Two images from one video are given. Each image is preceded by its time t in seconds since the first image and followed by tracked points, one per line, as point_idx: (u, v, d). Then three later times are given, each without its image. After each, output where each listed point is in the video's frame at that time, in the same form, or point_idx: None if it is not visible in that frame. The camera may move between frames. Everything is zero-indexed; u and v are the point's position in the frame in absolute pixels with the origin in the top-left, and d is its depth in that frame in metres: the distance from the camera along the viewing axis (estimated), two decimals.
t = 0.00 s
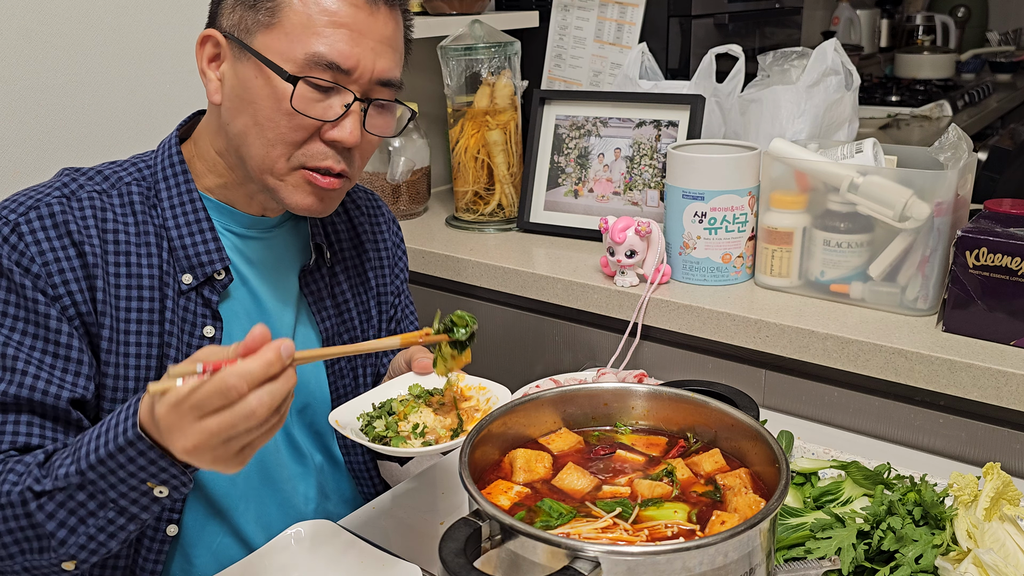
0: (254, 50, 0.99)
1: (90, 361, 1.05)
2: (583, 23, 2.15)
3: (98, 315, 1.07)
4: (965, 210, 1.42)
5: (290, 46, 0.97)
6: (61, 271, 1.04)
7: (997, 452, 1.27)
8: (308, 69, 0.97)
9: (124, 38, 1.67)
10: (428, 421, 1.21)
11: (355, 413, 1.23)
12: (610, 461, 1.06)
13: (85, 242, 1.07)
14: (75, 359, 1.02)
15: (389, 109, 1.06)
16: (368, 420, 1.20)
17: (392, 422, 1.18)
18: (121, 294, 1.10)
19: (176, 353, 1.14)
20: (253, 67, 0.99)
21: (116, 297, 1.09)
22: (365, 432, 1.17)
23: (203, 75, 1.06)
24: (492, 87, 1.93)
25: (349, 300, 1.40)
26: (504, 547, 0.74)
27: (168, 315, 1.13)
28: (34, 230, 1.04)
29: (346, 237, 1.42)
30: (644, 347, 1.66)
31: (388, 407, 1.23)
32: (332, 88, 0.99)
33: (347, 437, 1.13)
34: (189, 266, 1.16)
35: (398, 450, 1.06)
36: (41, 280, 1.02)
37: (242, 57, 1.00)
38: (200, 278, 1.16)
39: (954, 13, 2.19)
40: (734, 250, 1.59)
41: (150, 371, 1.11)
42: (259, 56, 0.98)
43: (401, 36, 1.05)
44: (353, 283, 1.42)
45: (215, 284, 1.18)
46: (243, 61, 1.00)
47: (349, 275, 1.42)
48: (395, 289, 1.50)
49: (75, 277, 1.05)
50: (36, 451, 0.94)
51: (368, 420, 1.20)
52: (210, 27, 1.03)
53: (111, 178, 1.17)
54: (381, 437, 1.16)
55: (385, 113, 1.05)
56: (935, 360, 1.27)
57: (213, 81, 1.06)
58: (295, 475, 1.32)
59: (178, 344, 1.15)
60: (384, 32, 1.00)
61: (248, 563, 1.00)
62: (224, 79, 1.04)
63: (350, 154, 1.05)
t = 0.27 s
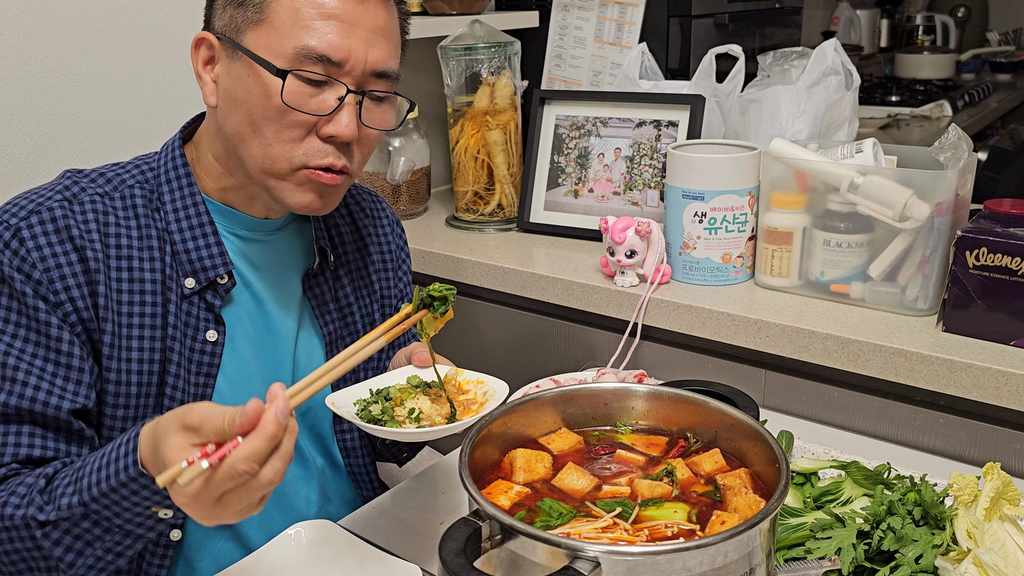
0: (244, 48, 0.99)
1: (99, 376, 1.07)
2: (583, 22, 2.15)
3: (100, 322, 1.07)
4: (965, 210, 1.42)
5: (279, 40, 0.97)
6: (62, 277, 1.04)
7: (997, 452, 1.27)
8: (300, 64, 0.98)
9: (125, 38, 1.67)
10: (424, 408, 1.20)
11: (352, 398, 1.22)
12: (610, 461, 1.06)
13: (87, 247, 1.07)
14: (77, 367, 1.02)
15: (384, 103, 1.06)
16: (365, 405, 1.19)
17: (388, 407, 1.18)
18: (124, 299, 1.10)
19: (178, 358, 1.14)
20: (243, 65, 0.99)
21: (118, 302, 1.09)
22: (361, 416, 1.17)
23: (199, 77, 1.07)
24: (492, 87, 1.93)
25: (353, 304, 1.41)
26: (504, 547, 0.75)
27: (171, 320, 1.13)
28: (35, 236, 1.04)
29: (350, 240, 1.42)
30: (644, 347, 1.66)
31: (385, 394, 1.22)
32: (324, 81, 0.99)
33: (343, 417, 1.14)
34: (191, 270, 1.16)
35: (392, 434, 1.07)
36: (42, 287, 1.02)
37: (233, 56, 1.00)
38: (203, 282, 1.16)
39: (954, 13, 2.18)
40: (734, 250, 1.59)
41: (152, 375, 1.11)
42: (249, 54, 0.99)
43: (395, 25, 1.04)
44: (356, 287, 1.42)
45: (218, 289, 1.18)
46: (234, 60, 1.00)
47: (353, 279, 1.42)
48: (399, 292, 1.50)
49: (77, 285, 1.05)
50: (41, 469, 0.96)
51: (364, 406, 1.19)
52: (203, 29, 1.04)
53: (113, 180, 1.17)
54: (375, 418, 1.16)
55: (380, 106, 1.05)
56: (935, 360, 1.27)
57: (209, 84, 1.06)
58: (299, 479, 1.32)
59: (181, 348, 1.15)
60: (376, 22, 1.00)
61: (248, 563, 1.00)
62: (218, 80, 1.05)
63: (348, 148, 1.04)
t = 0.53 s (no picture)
0: (252, 67, 0.99)
1: (95, 390, 1.08)
2: (583, 23, 2.15)
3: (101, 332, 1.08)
4: (964, 210, 1.42)
5: (289, 62, 0.97)
6: (60, 288, 1.04)
7: (997, 452, 1.27)
8: (305, 88, 0.97)
9: (125, 38, 1.67)
10: (430, 413, 1.21)
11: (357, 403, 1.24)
12: (610, 460, 1.06)
13: (86, 257, 1.07)
14: (71, 385, 1.02)
15: (391, 125, 1.05)
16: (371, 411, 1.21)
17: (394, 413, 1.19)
18: (125, 308, 1.10)
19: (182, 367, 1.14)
20: (250, 83, 0.99)
21: (120, 311, 1.10)
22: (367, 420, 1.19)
23: (205, 85, 1.07)
24: (492, 87, 1.93)
25: (354, 305, 1.41)
26: (504, 547, 0.75)
27: (174, 327, 1.14)
28: (34, 247, 1.04)
29: (352, 242, 1.43)
30: (644, 347, 1.66)
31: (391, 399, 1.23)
32: (330, 106, 0.98)
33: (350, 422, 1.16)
34: (194, 278, 1.16)
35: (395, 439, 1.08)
36: (40, 299, 1.02)
37: (241, 72, 1.00)
38: (205, 290, 1.16)
39: (954, 13, 2.18)
40: (734, 250, 1.59)
41: (156, 382, 1.12)
42: (257, 73, 0.99)
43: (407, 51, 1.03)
44: (359, 293, 1.43)
45: (220, 295, 1.18)
46: (242, 76, 1.00)
47: (354, 282, 1.42)
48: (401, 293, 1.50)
49: (77, 296, 1.05)
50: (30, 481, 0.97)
51: (370, 411, 1.21)
52: (211, 37, 1.04)
53: (113, 186, 1.16)
54: (382, 425, 1.17)
55: (386, 129, 1.04)
56: (935, 360, 1.27)
57: (214, 92, 1.06)
58: (299, 484, 1.31)
59: (185, 356, 1.15)
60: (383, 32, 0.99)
61: (248, 563, 1.00)
62: (224, 91, 1.05)
63: (351, 171, 1.04)
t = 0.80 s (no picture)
0: (251, 78, 0.99)
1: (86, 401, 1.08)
2: (583, 22, 2.15)
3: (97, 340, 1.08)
4: (964, 210, 1.42)
5: (287, 73, 0.97)
6: (54, 297, 1.04)
7: (997, 452, 1.27)
8: (303, 99, 0.97)
9: (125, 39, 1.67)
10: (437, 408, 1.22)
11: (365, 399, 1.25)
12: (610, 460, 1.06)
13: (82, 265, 1.07)
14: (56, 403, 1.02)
15: (392, 135, 1.05)
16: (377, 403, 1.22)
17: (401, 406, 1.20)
18: (121, 318, 1.10)
19: (181, 372, 1.14)
20: (248, 93, 0.99)
21: (117, 319, 1.10)
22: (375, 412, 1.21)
23: (204, 91, 1.06)
24: (492, 87, 1.93)
25: (353, 303, 1.42)
26: (504, 547, 0.74)
27: (172, 334, 1.14)
28: (29, 255, 1.04)
29: (352, 244, 1.43)
30: (644, 347, 1.66)
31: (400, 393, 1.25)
32: (328, 117, 0.98)
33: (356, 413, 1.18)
34: (191, 285, 1.16)
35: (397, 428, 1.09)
36: (33, 308, 1.03)
37: (240, 82, 1.00)
38: (203, 297, 1.16)
39: (954, 13, 2.18)
40: (734, 250, 1.59)
41: (153, 390, 1.12)
42: (256, 84, 0.98)
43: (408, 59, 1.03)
44: (359, 294, 1.44)
45: (217, 303, 1.18)
46: (241, 87, 1.00)
47: (355, 284, 1.43)
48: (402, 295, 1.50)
49: (70, 307, 1.05)
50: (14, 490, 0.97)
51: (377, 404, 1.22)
52: (211, 44, 1.03)
53: (112, 191, 1.16)
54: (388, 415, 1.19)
55: (387, 140, 1.04)
56: (935, 360, 1.27)
57: (213, 99, 1.05)
58: (299, 487, 1.31)
59: (183, 362, 1.15)
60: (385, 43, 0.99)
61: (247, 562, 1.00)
62: (223, 99, 1.04)
63: (349, 183, 1.04)
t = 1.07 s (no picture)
0: (234, 80, 0.99)
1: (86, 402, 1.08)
2: (583, 22, 2.15)
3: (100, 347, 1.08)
4: (964, 210, 1.42)
5: (269, 72, 0.97)
6: (58, 303, 1.04)
7: (997, 452, 1.27)
8: (289, 96, 0.97)
9: (126, 40, 1.67)
10: (418, 401, 1.21)
11: (351, 392, 1.22)
12: (610, 460, 1.06)
13: (85, 270, 1.07)
14: (59, 402, 1.01)
15: (388, 125, 1.03)
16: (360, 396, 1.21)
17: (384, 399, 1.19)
18: (123, 324, 1.11)
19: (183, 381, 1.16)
20: (234, 97, 0.99)
21: (120, 325, 1.10)
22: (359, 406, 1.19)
23: (197, 103, 1.08)
24: (492, 87, 1.93)
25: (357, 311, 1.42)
26: (504, 547, 0.74)
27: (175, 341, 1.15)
28: (32, 259, 1.04)
29: (356, 247, 1.43)
30: (644, 347, 1.66)
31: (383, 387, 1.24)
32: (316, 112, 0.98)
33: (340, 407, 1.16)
34: (194, 291, 1.16)
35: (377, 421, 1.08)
36: (37, 311, 1.02)
37: (225, 87, 1.01)
38: (205, 303, 1.17)
39: (955, 13, 2.19)
40: (734, 250, 1.59)
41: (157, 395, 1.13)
42: (239, 86, 0.99)
43: (396, 44, 1.02)
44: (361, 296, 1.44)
45: (220, 309, 1.18)
46: (227, 90, 1.00)
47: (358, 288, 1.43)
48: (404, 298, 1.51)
49: (73, 311, 1.05)
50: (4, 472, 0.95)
51: (362, 399, 1.20)
52: (197, 55, 1.04)
53: (115, 195, 1.17)
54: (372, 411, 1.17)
55: (384, 131, 1.03)
56: (936, 360, 1.27)
57: (207, 109, 1.07)
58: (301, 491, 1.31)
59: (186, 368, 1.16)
60: (379, 43, 0.98)
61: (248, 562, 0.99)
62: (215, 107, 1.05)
63: (348, 178, 1.03)
